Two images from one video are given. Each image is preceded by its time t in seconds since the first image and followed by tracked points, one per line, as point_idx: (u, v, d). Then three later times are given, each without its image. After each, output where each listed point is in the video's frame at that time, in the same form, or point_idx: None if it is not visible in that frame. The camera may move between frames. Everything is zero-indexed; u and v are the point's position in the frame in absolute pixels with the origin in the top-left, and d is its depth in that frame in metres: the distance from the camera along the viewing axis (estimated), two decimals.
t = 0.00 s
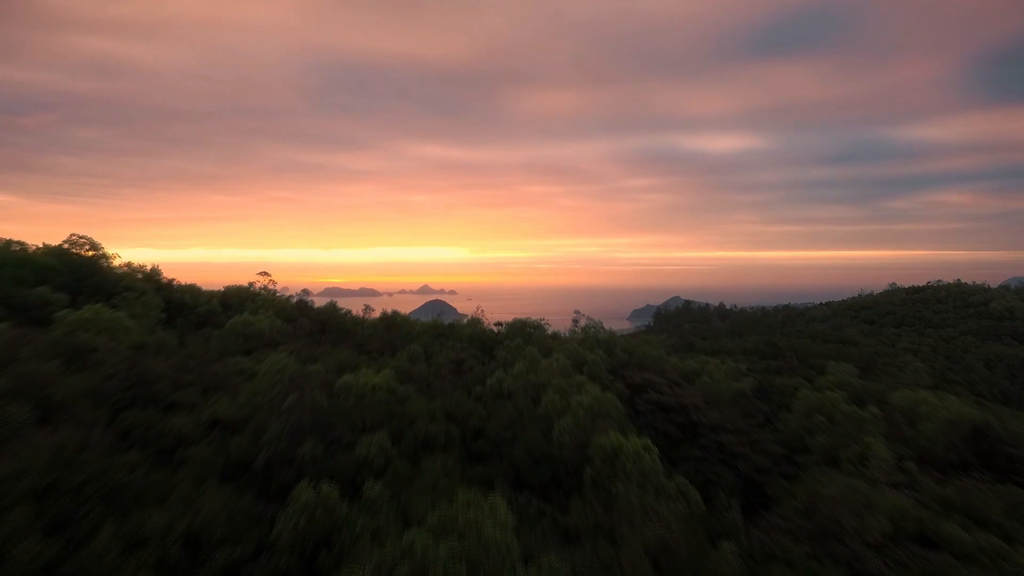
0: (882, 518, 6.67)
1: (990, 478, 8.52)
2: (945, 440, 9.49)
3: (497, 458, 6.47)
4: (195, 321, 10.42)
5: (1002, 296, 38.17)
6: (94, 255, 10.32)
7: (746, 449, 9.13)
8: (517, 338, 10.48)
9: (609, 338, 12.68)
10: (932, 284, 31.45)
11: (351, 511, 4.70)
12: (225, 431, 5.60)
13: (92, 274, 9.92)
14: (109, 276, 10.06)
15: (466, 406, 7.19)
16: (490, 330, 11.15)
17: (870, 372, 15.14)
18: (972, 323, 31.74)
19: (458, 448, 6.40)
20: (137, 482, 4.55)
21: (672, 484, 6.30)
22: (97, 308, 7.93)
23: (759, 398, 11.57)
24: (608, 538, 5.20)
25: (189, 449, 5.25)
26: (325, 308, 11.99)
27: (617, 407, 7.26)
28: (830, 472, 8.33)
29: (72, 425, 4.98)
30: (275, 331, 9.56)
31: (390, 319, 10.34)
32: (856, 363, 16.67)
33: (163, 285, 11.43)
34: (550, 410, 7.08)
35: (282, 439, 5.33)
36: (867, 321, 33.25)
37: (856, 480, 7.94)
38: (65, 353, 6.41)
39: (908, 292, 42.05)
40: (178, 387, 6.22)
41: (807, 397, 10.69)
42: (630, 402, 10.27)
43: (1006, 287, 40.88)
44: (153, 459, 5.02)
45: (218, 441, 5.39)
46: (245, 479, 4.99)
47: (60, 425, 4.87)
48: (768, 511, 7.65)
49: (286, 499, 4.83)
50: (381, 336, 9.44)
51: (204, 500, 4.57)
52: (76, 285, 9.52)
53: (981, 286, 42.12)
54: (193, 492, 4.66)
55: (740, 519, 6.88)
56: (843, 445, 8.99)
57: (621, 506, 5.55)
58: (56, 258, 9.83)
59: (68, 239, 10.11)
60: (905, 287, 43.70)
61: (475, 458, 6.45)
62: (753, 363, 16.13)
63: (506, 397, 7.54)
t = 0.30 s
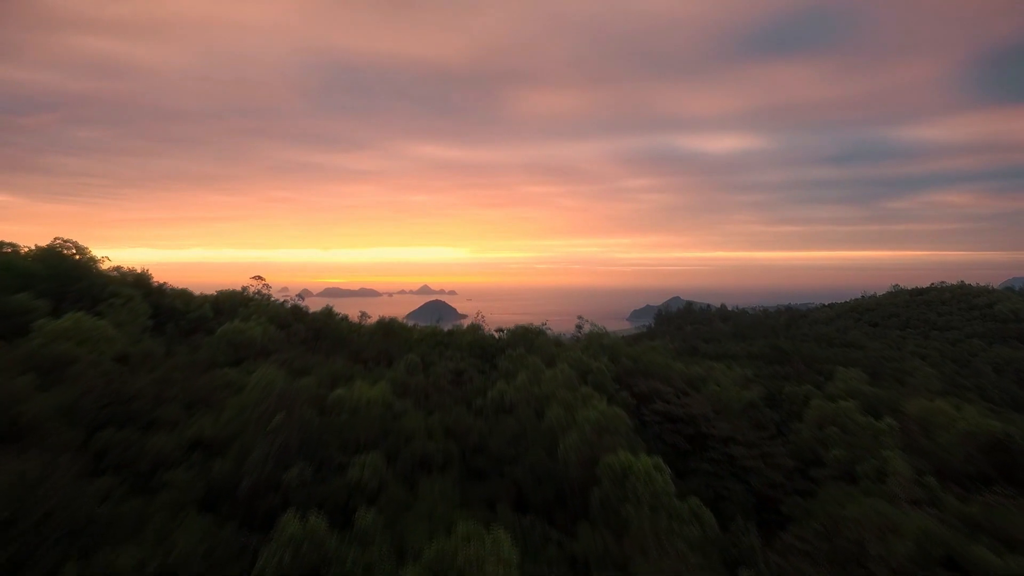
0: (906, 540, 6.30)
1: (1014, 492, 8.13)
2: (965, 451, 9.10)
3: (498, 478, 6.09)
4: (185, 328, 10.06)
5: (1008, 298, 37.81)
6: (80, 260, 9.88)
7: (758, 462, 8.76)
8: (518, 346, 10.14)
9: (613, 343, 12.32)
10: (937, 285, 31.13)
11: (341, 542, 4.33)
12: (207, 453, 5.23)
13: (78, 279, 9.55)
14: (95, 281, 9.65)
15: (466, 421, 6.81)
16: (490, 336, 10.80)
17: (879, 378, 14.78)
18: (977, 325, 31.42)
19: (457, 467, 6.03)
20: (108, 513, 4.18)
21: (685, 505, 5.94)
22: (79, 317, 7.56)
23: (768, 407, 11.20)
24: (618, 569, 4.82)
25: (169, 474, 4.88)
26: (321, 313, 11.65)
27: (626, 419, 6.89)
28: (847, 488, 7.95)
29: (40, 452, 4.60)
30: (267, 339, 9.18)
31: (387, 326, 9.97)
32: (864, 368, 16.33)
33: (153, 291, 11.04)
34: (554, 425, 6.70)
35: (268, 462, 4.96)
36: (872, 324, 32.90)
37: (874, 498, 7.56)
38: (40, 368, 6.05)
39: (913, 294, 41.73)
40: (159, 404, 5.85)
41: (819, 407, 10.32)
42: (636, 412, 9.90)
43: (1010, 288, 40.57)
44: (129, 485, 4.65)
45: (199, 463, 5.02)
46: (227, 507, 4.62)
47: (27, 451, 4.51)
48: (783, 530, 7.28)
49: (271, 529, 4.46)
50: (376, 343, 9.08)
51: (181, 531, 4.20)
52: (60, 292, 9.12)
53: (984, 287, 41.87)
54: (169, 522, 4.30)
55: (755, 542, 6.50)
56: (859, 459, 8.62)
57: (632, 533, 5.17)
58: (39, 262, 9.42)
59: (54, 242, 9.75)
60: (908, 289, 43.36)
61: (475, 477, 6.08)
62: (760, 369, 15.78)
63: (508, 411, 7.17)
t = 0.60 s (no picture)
0: (935, 565, 5.91)
1: None
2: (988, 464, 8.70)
3: (500, 501, 5.70)
4: (174, 335, 9.68)
5: (1013, 300, 37.48)
6: (64, 263, 9.48)
7: (772, 477, 8.37)
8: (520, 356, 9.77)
9: (618, 349, 11.95)
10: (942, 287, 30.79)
11: None
12: (188, 477, 4.86)
13: (61, 283, 9.16)
14: (80, 287, 9.26)
15: (465, 438, 6.42)
16: (490, 344, 10.43)
17: (891, 386, 14.40)
18: (983, 328, 31.06)
19: (457, 489, 5.66)
20: (72, 548, 3.80)
21: (700, 530, 5.56)
22: (58, 327, 7.18)
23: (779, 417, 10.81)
24: None
25: (144, 500, 4.50)
26: (315, 320, 11.28)
27: (636, 435, 6.52)
28: (866, 505, 7.57)
29: (3, 479, 4.23)
30: (258, 348, 8.81)
31: (384, 335, 9.60)
32: (873, 375, 15.96)
33: (142, 297, 10.66)
34: (560, 442, 6.33)
35: (252, 488, 4.58)
36: (876, 327, 32.55)
37: (896, 516, 7.18)
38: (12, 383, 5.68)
39: (916, 296, 41.42)
40: (137, 422, 5.46)
41: (832, 417, 9.94)
42: (643, 423, 9.52)
43: (1015, 291, 40.25)
44: (98, 514, 4.26)
45: (177, 489, 4.63)
46: (205, 539, 4.23)
47: None
48: (801, 550, 6.89)
49: (253, 564, 4.07)
50: (373, 352, 8.71)
51: (152, 568, 3.81)
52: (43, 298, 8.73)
53: (989, 289, 41.52)
54: (142, 556, 3.91)
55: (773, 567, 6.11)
56: (877, 474, 8.23)
57: (644, 563, 4.79)
58: (21, 265, 9.03)
59: (37, 245, 9.36)
60: (912, 290, 43.03)
61: (476, 499, 5.70)
62: (767, 376, 15.41)
63: (511, 427, 6.80)
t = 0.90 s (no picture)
0: None
1: None
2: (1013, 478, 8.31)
3: (504, 525, 5.32)
4: (162, 343, 9.30)
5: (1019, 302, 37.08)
6: (46, 268, 9.11)
7: (787, 492, 7.99)
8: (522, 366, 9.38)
9: (623, 357, 11.57)
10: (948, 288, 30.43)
11: None
12: (165, 505, 4.47)
13: (42, 289, 8.77)
14: (63, 292, 8.89)
15: (466, 456, 6.04)
16: (491, 352, 10.04)
17: (903, 393, 14.01)
18: (989, 330, 30.68)
19: (457, 512, 5.27)
20: None
21: (717, 557, 5.18)
22: (35, 337, 6.80)
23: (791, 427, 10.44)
24: None
25: (115, 532, 4.12)
26: (310, 327, 10.90)
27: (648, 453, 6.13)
28: (887, 524, 7.19)
29: None
30: (249, 357, 8.43)
31: (381, 343, 9.23)
32: (884, 381, 15.57)
33: (130, 303, 10.30)
34: (566, 460, 5.94)
35: (233, 519, 4.19)
36: (881, 329, 32.19)
37: (921, 537, 6.79)
38: None
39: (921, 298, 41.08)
40: (113, 442, 5.08)
41: (848, 429, 9.56)
42: (651, 435, 9.15)
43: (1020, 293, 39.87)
44: (62, 550, 3.87)
45: (152, 519, 4.25)
46: None
47: None
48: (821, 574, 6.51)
49: None
50: (369, 362, 8.32)
51: None
52: (23, 305, 8.36)
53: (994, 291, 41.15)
54: None
55: None
56: (897, 490, 7.86)
57: None
58: None
59: (18, 249, 8.98)
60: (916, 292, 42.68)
61: (478, 524, 5.32)
62: (775, 383, 15.02)
63: (514, 444, 6.42)
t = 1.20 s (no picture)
0: None
1: None
2: None
3: (508, 556, 4.90)
4: (148, 352, 8.90)
5: None
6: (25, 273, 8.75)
7: (804, 510, 7.58)
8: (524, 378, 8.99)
9: (629, 365, 11.18)
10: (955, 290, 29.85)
11: None
12: (136, 539, 4.06)
13: (21, 295, 8.36)
14: (44, 299, 8.50)
15: (467, 479, 5.62)
16: (493, 361, 9.67)
17: (916, 401, 13.62)
18: (996, 332, 30.25)
19: (457, 543, 4.86)
20: None
21: None
22: (9, 348, 6.40)
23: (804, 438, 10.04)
24: None
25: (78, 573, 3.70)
26: (305, 335, 10.52)
27: (661, 472, 5.74)
28: (913, 545, 6.78)
29: None
30: (239, 367, 8.03)
31: (379, 352, 8.83)
32: (895, 387, 15.16)
33: (116, 310, 9.92)
34: (574, 482, 5.53)
35: (209, 559, 3.78)
36: (887, 332, 31.80)
37: (950, 562, 6.38)
38: None
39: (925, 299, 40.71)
40: (83, 468, 4.67)
41: (865, 441, 9.16)
42: (660, 448, 8.74)
43: None
44: None
45: (120, 557, 3.84)
46: None
47: None
48: None
49: None
50: (365, 372, 7.93)
51: None
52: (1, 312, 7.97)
53: (999, 292, 40.73)
54: None
55: None
56: (921, 508, 7.44)
57: None
58: None
59: None
60: (920, 294, 42.26)
61: (480, 554, 4.91)
62: (784, 389, 14.62)
63: (518, 463, 6.02)
